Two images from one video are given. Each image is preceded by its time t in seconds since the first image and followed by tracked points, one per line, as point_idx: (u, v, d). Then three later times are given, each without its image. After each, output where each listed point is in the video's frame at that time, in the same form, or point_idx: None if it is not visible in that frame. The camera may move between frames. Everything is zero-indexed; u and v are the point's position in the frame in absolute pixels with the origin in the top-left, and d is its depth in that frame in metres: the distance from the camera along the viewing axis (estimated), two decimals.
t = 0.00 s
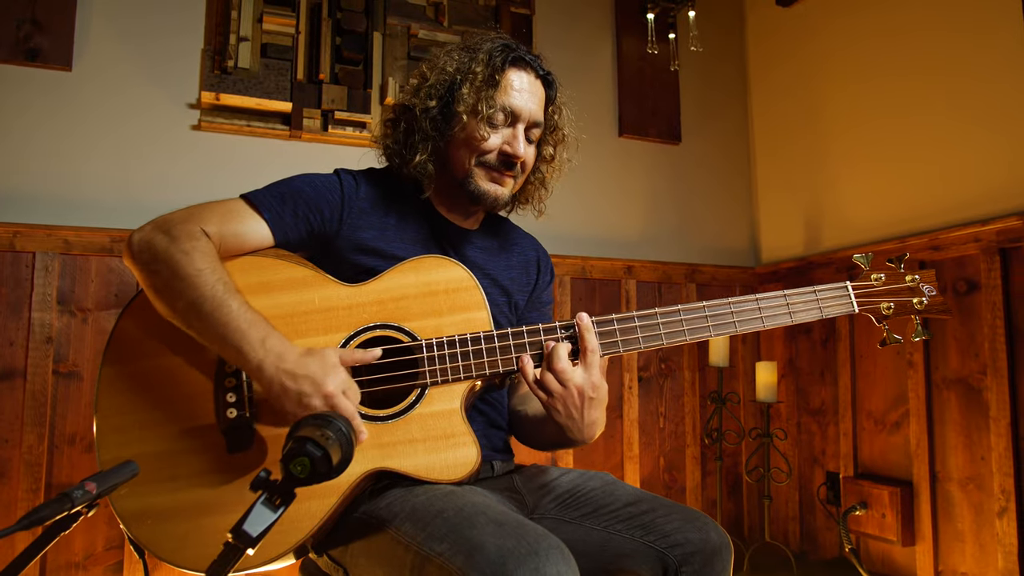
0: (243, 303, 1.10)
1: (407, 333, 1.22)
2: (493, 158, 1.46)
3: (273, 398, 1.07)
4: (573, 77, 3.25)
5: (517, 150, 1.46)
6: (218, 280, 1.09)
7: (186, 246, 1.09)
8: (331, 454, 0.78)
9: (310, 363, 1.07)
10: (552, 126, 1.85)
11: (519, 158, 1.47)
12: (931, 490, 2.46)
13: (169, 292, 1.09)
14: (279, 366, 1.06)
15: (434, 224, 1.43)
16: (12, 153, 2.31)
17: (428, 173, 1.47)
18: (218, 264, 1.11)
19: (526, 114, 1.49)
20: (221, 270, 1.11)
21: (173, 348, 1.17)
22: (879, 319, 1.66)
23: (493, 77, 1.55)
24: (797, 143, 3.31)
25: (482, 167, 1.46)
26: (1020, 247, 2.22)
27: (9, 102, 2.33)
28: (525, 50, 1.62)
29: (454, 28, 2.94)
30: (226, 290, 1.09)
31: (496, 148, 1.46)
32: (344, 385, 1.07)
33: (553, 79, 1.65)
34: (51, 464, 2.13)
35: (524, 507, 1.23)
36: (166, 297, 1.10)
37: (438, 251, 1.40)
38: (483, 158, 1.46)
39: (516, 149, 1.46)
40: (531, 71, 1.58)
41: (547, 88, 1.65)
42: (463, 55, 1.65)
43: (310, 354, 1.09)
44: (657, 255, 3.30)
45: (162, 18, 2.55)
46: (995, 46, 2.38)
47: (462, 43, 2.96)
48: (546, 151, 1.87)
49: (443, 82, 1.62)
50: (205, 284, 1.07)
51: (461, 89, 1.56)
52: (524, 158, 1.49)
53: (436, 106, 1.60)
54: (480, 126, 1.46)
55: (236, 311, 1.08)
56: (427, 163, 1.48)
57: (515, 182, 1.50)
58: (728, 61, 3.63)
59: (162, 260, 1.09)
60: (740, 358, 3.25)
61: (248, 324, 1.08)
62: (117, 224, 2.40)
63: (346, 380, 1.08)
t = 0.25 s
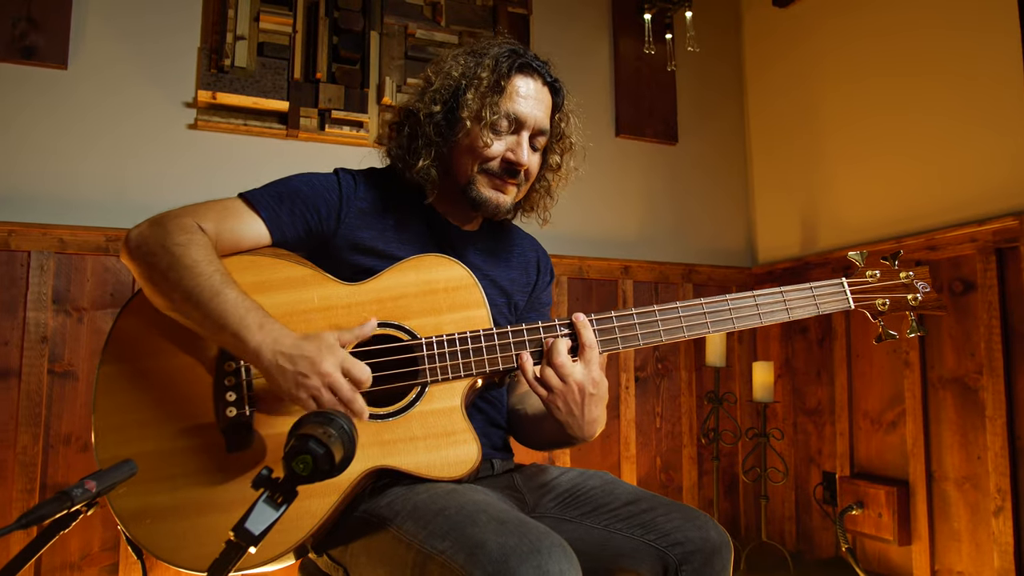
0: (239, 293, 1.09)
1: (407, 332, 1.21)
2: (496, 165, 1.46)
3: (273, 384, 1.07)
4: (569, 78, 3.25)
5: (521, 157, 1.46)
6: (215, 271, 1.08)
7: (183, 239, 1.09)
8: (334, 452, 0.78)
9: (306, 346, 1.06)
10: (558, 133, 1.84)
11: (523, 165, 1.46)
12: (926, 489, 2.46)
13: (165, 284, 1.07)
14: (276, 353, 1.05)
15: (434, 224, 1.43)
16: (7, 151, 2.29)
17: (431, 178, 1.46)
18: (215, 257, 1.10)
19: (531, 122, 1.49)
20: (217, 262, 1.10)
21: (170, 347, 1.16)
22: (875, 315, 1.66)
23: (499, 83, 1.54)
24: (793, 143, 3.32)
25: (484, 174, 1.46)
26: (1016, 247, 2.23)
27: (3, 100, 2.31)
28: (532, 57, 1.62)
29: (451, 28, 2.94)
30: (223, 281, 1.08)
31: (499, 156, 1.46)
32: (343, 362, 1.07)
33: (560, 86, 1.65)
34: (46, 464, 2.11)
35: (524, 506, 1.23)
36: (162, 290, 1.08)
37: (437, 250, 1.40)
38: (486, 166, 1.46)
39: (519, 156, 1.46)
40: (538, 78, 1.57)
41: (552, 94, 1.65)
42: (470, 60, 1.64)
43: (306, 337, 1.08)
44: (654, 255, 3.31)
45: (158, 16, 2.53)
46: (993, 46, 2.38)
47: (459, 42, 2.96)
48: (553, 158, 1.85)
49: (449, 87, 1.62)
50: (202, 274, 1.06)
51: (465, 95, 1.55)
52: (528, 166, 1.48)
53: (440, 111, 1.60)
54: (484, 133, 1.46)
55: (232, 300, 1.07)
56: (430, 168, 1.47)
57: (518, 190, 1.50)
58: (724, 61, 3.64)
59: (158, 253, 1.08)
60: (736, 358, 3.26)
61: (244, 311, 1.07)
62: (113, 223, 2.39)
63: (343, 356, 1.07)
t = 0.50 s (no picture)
0: (242, 290, 1.08)
1: (407, 330, 1.21)
2: (494, 159, 1.46)
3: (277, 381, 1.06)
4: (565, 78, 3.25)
5: (519, 152, 1.46)
6: (217, 268, 1.07)
7: (184, 236, 1.07)
8: (334, 451, 0.77)
9: (311, 345, 1.06)
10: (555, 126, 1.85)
11: (521, 160, 1.47)
12: (922, 489, 2.47)
13: (167, 280, 1.07)
14: (282, 351, 1.04)
15: (433, 221, 1.43)
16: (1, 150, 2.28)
17: (429, 173, 1.46)
18: (216, 253, 1.09)
19: (529, 116, 1.49)
20: (219, 259, 1.09)
21: (168, 346, 1.15)
22: (877, 315, 1.66)
23: (498, 78, 1.54)
24: (788, 144, 3.33)
25: (483, 169, 1.46)
26: (1011, 248, 2.24)
27: None
28: (530, 52, 1.62)
29: (448, 28, 2.93)
30: (225, 277, 1.07)
31: (497, 150, 1.46)
32: (348, 365, 1.06)
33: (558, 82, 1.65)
34: (39, 465, 2.10)
35: (523, 505, 1.23)
36: (163, 287, 1.08)
37: (436, 248, 1.39)
38: (484, 160, 1.46)
39: (517, 151, 1.46)
40: (536, 72, 1.57)
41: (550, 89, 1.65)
42: (468, 54, 1.64)
43: (312, 336, 1.07)
44: (650, 255, 3.31)
45: (154, 15, 2.52)
46: (989, 47, 2.39)
47: (456, 42, 2.95)
48: (550, 153, 1.87)
49: (447, 82, 1.61)
50: (204, 270, 1.05)
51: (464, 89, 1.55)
52: (526, 160, 1.49)
53: (438, 105, 1.59)
54: (482, 127, 1.46)
55: (235, 297, 1.06)
56: (428, 163, 1.47)
57: (516, 184, 1.50)
58: (720, 62, 3.65)
59: (159, 250, 1.07)
60: (732, 358, 3.27)
61: (248, 309, 1.06)
62: (108, 222, 2.37)
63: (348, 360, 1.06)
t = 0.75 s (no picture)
0: (238, 299, 1.08)
1: (406, 330, 1.20)
2: (498, 162, 1.46)
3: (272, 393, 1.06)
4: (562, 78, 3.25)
5: (524, 154, 1.46)
6: (214, 276, 1.07)
7: (182, 240, 1.06)
8: (335, 450, 0.77)
9: (305, 354, 1.05)
10: (558, 129, 1.86)
11: (526, 162, 1.47)
12: (917, 488, 2.48)
13: (163, 286, 1.06)
14: (275, 363, 1.04)
15: (432, 220, 1.42)
16: None
17: (434, 175, 1.46)
18: (214, 259, 1.09)
19: (533, 118, 1.49)
20: (216, 266, 1.09)
21: (165, 346, 1.14)
22: (875, 316, 1.66)
23: (504, 79, 1.54)
24: (784, 144, 3.34)
25: (488, 170, 1.46)
26: (1006, 248, 2.25)
27: None
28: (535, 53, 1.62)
29: (444, 28, 2.93)
30: (222, 287, 1.07)
31: (502, 152, 1.46)
32: (342, 371, 1.05)
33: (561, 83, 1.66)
34: (33, 465, 2.08)
35: (522, 505, 1.23)
36: (160, 293, 1.07)
37: (435, 247, 1.39)
38: (489, 162, 1.46)
39: (522, 153, 1.46)
40: (541, 74, 1.57)
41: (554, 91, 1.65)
42: (474, 55, 1.63)
43: (304, 345, 1.06)
44: (646, 255, 3.31)
45: (149, 13, 2.51)
46: (986, 47, 2.39)
47: (452, 42, 2.95)
48: (553, 154, 1.88)
49: (453, 82, 1.61)
50: (201, 279, 1.05)
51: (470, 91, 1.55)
52: (530, 163, 1.49)
53: (444, 106, 1.59)
54: (488, 129, 1.47)
55: (232, 307, 1.06)
56: (434, 164, 1.47)
57: (519, 186, 1.51)
58: (716, 63, 3.65)
59: (156, 253, 1.06)
60: (728, 358, 3.27)
61: (243, 320, 1.06)
62: (103, 222, 2.36)
63: (342, 365, 1.05)
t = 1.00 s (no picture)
0: (236, 304, 1.07)
1: (408, 331, 1.20)
2: (511, 146, 1.48)
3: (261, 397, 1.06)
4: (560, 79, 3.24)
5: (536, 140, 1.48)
6: (213, 279, 1.06)
7: (182, 243, 1.06)
8: (338, 451, 0.77)
9: (295, 367, 1.03)
10: (556, 120, 1.88)
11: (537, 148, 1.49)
12: (916, 489, 2.48)
13: (162, 290, 1.06)
14: (264, 373, 1.03)
15: (433, 220, 1.42)
16: None
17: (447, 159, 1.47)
18: (213, 262, 1.08)
19: (540, 106, 1.53)
20: (215, 269, 1.08)
21: (165, 346, 1.13)
22: (881, 316, 1.67)
23: (513, 68, 1.57)
24: (782, 145, 3.34)
25: (500, 155, 1.47)
26: (1004, 249, 2.25)
27: None
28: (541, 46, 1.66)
29: (443, 27, 2.92)
30: (220, 290, 1.06)
31: (515, 137, 1.48)
32: (327, 391, 1.03)
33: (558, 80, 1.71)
34: (29, 467, 2.07)
35: (524, 506, 1.22)
36: (160, 296, 1.06)
37: (437, 246, 1.39)
38: (502, 146, 1.48)
39: (534, 138, 1.48)
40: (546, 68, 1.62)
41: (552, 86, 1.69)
42: (484, 43, 1.65)
43: (296, 355, 1.04)
44: (645, 256, 3.31)
45: (147, 13, 2.50)
46: (985, 47, 2.40)
47: (451, 42, 2.94)
48: (553, 143, 1.91)
49: (464, 68, 1.62)
50: (200, 283, 1.04)
51: (483, 77, 1.57)
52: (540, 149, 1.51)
53: (455, 90, 1.60)
54: (502, 113, 1.48)
55: (228, 311, 1.05)
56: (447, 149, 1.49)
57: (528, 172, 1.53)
58: (715, 64, 3.65)
59: (156, 257, 1.06)
60: (726, 359, 3.28)
61: (238, 327, 1.05)
62: (100, 222, 2.35)
63: (326, 386, 1.03)
